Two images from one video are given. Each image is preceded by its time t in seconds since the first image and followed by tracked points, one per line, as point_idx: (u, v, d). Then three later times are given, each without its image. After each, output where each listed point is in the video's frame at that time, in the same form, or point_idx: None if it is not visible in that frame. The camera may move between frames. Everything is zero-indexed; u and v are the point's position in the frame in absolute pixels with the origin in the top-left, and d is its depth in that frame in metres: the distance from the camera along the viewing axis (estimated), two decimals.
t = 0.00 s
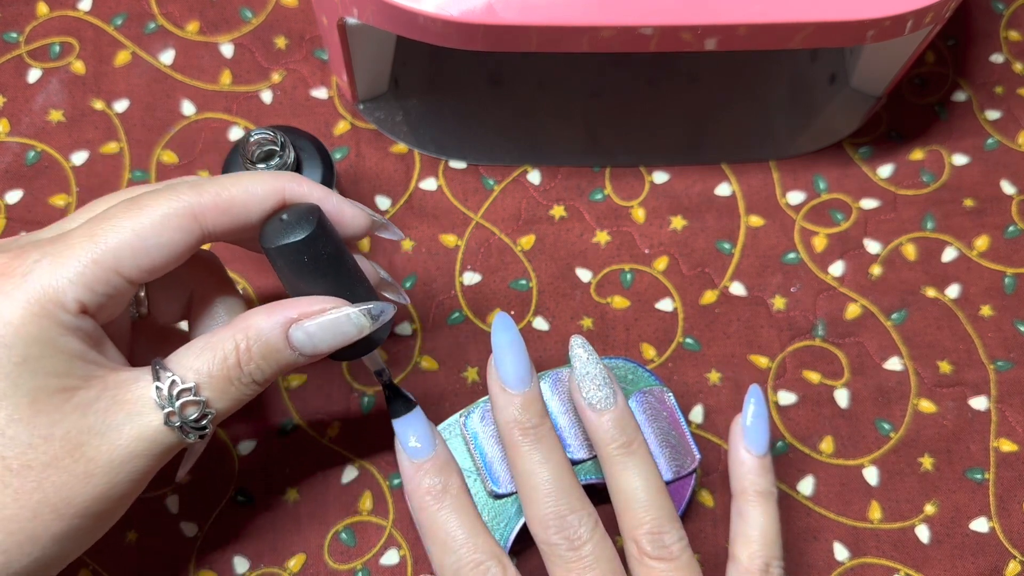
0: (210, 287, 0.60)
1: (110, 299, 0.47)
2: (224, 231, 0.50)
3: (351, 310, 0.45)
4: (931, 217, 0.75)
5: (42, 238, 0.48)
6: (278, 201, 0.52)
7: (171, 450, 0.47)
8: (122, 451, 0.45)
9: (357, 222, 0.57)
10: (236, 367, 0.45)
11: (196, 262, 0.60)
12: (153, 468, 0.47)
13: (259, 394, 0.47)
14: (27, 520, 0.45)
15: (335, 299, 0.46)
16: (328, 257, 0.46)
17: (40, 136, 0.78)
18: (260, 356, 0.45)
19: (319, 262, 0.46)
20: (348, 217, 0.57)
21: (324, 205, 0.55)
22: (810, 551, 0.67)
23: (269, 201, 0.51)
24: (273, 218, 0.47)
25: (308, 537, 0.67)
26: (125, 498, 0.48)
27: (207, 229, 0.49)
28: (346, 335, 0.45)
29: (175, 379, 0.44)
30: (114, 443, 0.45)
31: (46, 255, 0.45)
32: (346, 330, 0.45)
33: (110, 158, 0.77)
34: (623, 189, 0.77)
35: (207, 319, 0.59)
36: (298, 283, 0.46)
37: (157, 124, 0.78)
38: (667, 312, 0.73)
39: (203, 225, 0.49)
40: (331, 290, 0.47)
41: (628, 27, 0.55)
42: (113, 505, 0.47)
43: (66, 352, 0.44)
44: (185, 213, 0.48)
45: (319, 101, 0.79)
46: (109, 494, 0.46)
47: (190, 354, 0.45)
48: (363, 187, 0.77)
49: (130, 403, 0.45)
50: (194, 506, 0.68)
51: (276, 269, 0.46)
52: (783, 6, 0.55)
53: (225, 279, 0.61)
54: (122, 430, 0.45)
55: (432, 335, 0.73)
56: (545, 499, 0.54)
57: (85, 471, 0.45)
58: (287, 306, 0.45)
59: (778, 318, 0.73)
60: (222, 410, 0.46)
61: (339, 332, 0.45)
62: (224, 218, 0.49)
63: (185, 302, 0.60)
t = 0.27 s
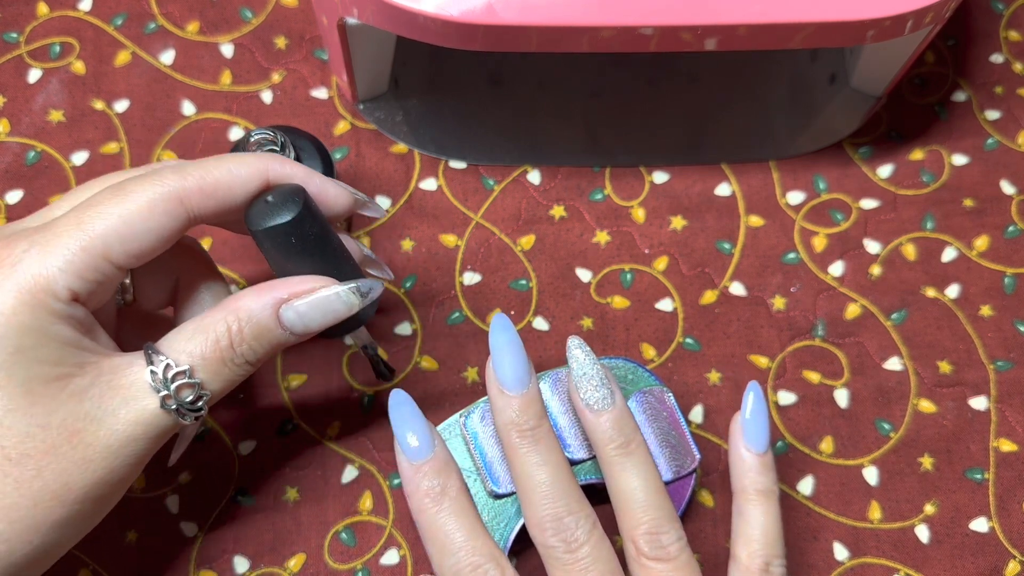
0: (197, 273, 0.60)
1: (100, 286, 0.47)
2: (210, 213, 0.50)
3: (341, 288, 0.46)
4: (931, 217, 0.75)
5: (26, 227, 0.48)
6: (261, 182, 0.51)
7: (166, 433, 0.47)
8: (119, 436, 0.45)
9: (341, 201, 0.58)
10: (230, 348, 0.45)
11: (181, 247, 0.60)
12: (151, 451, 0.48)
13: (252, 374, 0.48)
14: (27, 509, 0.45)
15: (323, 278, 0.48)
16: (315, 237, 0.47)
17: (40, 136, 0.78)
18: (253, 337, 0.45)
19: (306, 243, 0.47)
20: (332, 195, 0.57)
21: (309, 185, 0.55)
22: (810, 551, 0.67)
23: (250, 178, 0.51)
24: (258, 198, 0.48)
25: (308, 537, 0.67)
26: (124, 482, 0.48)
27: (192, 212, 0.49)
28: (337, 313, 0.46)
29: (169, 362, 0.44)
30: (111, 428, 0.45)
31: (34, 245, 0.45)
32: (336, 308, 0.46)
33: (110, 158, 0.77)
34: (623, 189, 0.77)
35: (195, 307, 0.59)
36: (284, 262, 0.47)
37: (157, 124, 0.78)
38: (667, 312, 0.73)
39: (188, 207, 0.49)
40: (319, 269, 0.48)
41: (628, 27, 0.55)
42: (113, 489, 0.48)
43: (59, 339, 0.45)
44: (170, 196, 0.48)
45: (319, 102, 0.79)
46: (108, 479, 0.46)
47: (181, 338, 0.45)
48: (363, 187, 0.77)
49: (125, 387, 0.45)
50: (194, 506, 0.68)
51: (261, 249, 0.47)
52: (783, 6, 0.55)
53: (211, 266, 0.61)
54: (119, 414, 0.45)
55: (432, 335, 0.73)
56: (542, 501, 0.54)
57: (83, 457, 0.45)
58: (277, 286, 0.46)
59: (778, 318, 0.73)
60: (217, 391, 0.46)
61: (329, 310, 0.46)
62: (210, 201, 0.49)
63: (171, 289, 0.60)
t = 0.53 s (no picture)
0: (94, 212, 0.60)
1: None
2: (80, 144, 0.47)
3: (237, 214, 0.42)
4: (931, 217, 0.76)
5: None
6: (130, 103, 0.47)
7: (77, 393, 0.45)
8: (22, 404, 0.43)
9: (226, 110, 0.51)
10: (125, 295, 0.41)
11: (74, 186, 0.59)
12: (66, 413, 0.46)
13: (160, 322, 0.45)
14: None
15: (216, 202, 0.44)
16: (198, 158, 0.43)
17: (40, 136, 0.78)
18: (148, 281, 0.41)
19: (189, 164, 0.42)
20: (214, 106, 0.51)
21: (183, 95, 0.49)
22: (809, 550, 0.67)
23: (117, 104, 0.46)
24: (130, 122, 0.43)
25: (308, 537, 0.67)
26: (45, 442, 0.47)
27: (59, 148, 0.48)
28: (239, 242, 0.42)
29: (60, 321, 0.41)
30: (13, 397, 0.43)
31: None
32: (237, 237, 0.42)
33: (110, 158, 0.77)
34: (623, 189, 0.78)
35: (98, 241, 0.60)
36: (167, 186, 0.43)
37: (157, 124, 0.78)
38: (667, 312, 0.74)
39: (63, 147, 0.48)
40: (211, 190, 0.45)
41: (629, 27, 0.56)
42: (33, 451, 0.47)
43: None
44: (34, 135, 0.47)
45: (319, 102, 0.79)
46: (24, 442, 0.45)
47: (71, 293, 0.41)
48: (363, 187, 0.77)
49: (20, 354, 0.42)
50: (194, 506, 0.68)
51: (139, 176, 0.43)
52: (783, 6, 0.55)
53: (104, 202, 0.62)
54: (17, 383, 0.43)
55: (431, 335, 0.73)
56: (523, 510, 0.54)
57: None
58: (166, 221, 0.41)
59: (778, 318, 0.73)
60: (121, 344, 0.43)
61: (232, 242, 0.42)
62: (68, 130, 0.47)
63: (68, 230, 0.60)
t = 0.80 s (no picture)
0: (51, 175, 0.59)
1: None
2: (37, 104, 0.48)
3: (188, 168, 0.40)
4: (929, 218, 0.76)
5: None
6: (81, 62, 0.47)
7: (38, 363, 0.45)
8: None
9: (180, 68, 0.51)
10: (81, 259, 0.41)
11: (29, 150, 0.58)
12: (28, 384, 0.46)
13: (120, 286, 0.44)
14: None
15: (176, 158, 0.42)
16: (151, 111, 0.41)
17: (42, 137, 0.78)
18: (103, 245, 0.40)
19: (143, 119, 0.40)
20: (167, 64, 0.50)
21: (132, 55, 0.49)
22: (808, 550, 0.67)
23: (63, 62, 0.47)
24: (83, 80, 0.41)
25: (309, 536, 0.67)
26: (16, 409, 0.48)
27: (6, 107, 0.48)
28: (193, 200, 0.40)
29: (17, 288, 0.40)
30: None
31: None
32: (190, 194, 0.40)
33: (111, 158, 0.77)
34: (623, 189, 0.78)
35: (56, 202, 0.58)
36: (123, 146, 0.41)
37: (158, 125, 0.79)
38: (667, 312, 0.74)
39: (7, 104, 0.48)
40: (170, 148, 0.42)
41: (628, 29, 0.56)
42: None
43: None
44: None
45: (319, 102, 0.79)
46: None
47: (28, 258, 0.41)
48: (364, 187, 0.77)
49: None
50: (195, 505, 0.68)
51: (94, 137, 0.41)
52: (782, 7, 0.56)
53: (65, 165, 0.60)
54: None
55: (431, 334, 0.73)
56: (519, 513, 0.54)
57: None
58: (118, 180, 0.40)
59: (777, 318, 0.74)
60: (81, 310, 0.43)
61: (184, 199, 0.40)
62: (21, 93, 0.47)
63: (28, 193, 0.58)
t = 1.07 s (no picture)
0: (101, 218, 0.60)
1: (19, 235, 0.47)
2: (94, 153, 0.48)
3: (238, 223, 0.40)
4: (929, 218, 0.76)
5: None
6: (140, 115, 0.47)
7: (65, 408, 0.41)
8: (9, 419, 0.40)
9: (240, 125, 0.50)
10: (121, 308, 0.38)
11: (83, 190, 0.60)
12: (51, 431, 0.42)
13: (157, 338, 0.42)
14: None
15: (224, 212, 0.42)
16: (205, 163, 0.41)
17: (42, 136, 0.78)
18: (146, 295, 0.38)
19: (196, 172, 0.40)
20: (225, 119, 0.49)
21: (193, 108, 0.48)
22: (808, 550, 0.67)
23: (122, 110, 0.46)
24: (139, 130, 0.42)
25: (310, 536, 0.68)
26: (29, 466, 0.44)
27: (63, 153, 0.48)
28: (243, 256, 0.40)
29: (53, 330, 0.38)
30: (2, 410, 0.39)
31: None
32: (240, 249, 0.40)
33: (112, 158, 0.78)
34: (623, 189, 0.78)
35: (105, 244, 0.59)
36: (169, 193, 0.41)
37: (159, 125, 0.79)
38: (667, 311, 0.74)
39: (61, 149, 0.47)
40: (219, 201, 0.42)
41: (627, 29, 0.56)
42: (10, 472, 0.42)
43: None
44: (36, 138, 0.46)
45: (320, 102, 0.80)
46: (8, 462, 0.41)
47: (67, 301, 0.38)
48: (364, 187, 0.77)
49: (10, 361, 0.39)
50: (196, 505, 0.68)
51: (142, 183, 0.41)
52: (781, 7, 0.56)
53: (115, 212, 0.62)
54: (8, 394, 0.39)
55: (432, 334, 0.73)
56: (521, 511, 0.54)
57: None
58: (168, 230, 0.38)
59: (777, 318, 0.74)
60: (115, 358, 0.40)
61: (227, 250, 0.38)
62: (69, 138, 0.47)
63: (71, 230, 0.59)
